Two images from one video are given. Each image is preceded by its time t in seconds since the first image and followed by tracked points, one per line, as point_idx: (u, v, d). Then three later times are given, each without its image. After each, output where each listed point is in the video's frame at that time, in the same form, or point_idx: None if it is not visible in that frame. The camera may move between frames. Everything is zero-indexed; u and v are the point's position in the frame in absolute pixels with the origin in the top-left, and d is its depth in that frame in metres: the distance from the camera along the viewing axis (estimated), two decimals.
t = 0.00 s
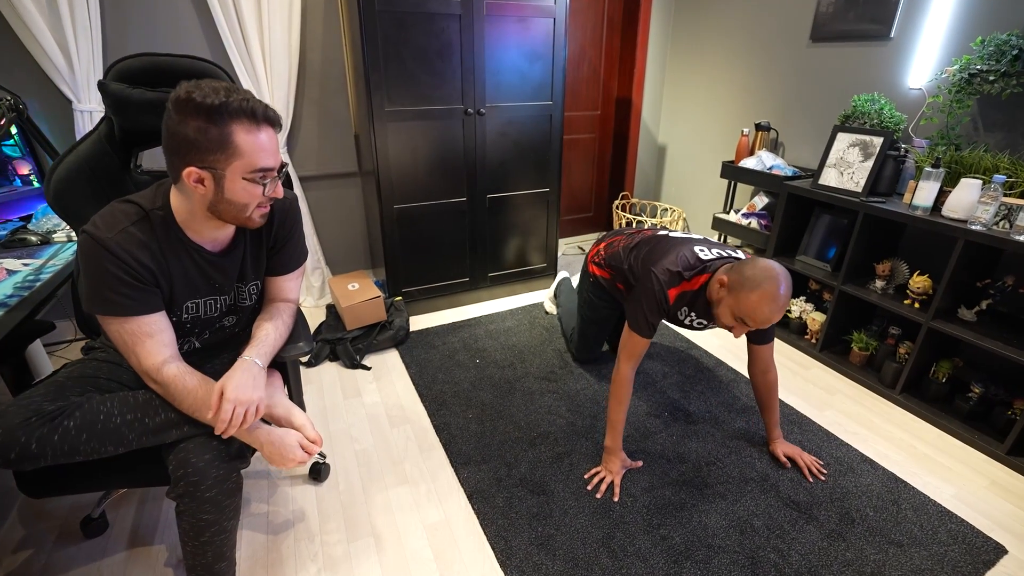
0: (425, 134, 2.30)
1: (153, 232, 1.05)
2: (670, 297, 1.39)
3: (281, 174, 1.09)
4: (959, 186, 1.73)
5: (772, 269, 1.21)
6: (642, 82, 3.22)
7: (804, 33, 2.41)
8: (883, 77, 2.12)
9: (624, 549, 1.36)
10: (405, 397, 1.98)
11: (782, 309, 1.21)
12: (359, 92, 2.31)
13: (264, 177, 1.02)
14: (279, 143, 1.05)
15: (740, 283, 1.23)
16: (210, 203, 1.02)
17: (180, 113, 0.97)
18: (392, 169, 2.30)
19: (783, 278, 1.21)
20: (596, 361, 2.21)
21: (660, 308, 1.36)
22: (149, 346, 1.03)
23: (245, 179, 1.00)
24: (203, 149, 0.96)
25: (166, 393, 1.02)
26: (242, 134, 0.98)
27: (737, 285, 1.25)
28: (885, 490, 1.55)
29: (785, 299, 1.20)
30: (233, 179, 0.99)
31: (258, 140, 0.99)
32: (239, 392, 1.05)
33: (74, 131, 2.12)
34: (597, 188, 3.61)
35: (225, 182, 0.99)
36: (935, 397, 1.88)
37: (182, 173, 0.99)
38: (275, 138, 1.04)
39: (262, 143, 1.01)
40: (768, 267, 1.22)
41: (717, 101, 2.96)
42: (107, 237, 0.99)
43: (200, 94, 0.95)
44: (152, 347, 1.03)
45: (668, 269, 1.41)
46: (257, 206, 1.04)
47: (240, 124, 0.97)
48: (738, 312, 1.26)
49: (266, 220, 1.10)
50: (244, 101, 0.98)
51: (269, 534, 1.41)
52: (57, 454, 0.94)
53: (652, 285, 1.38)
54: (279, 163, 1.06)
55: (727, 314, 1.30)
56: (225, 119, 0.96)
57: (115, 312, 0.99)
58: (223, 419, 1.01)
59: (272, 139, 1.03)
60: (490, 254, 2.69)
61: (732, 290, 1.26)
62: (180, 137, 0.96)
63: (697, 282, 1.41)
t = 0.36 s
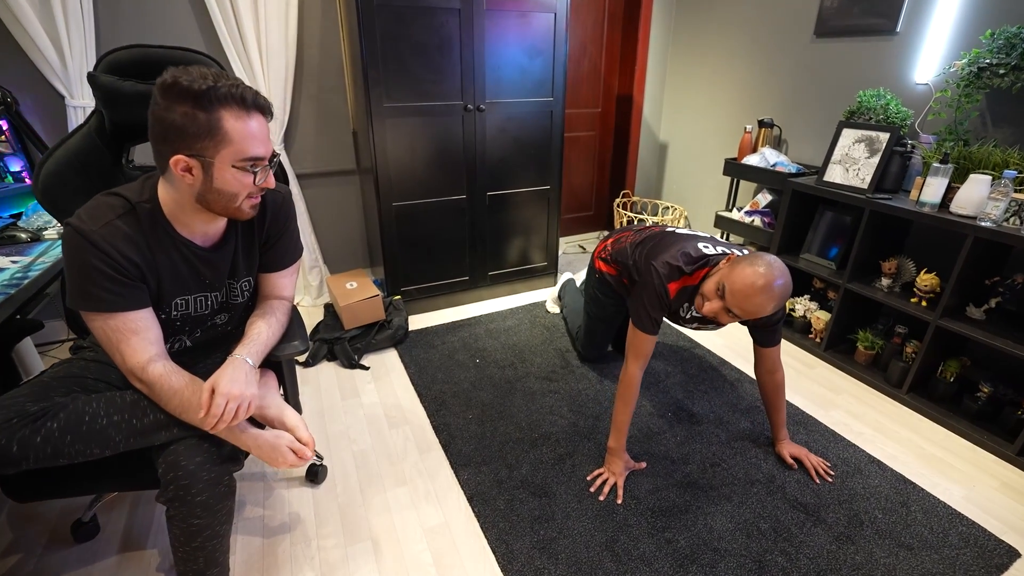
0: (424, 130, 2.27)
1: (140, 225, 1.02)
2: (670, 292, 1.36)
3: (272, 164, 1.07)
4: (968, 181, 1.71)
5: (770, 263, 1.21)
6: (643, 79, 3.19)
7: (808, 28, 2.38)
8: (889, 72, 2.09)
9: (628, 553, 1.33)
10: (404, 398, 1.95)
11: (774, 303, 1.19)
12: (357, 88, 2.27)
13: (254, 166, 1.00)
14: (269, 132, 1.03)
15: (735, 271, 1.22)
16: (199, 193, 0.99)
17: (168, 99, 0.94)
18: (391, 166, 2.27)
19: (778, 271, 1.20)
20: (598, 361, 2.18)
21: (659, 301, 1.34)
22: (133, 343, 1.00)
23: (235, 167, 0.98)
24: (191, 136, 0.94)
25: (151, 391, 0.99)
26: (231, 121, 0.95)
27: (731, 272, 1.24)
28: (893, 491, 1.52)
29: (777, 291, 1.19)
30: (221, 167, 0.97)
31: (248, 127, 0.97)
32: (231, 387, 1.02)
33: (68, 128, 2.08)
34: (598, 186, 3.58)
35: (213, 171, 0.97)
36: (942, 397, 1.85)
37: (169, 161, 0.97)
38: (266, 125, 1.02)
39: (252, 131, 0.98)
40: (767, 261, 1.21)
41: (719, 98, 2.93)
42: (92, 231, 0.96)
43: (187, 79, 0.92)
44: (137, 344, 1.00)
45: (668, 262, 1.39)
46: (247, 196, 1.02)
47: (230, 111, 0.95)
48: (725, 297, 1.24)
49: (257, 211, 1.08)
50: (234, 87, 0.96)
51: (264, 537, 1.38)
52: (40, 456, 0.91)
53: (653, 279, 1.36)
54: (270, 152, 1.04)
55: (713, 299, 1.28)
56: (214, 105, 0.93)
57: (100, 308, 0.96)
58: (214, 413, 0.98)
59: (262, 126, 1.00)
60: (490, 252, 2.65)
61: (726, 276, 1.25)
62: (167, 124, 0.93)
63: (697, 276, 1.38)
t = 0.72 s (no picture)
0: (423, 125, 2.24)
1: (127, 217, 0.98)
2: (663, 282, 1.34)
3: (266, 152, 1.03)
4: (976, 175, 1.68)
5: (765, 254, 1.17)
6: (643, 74, 3.16)
7: (812, 22, 2.35)
8: (895, 65, 2.06)
9: (633, 554, 1.30)
10: (403, 396, 1.92)
11: (768, 296, 1.16)
12: (355, 82, 2.24)
13: (246, 154, 0.97)
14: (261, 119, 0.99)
15: (728, 262, 1.19)
16: (189, 183, 0.96)
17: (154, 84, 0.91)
18: (389, 162, 2.24)
19: (773, 263, 1.16)
20: (599, 359, 2.14)
21: (654, 292, 1.31)
22: (122, 338, 0.96)
23: (226, 156, 0.94)
24: (180, 123, 0.90)
25: (142, 387, 0.96)
26: (222, 107, 0.92)
27: (725, 262, 1.21)
28: (903, 491, 1.49)
29: (769, 283, 1.15)
30: (212, 155, 0.93)
31: (239, 114, 0.94)
32: (220, 384, 0.98)
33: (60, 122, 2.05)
34: (598, 184, 3.55)
35: (203, 159, 0.93)
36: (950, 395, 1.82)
37: (157, 150, 0.93)
38: (258, 112, 0.98)
39: (243, 117, 0.95)
40: (762, 253, 1.18)
41: (721, 94, 2.91)
42: (76, 222, 0.93)
43: (174, 62, 0.89)
44: (127, 340, 0.96)
45: (661, 253, 1.37)
46: (240, 185, 0.98)
47: (220, 97, 0.91)
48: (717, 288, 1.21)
49: (251, 202, 1.04)
50: (223, 72, 0.92)
51: (259, 539, 1.34)
52: (22, 456, 0.87)
53: (646, 271, 1.34)
54: (263, 139, 1.00)
55: (706, 291, 1.25)
56: (203, 90, 0.90)
57: (85, 302, 0.92)
58: (201, 412, 0.94)
59: (255, 114, 0.97)
60: (490, 249, 2.62)
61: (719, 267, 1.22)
62: (154, 109, 0.90)
63: (690, 268, 1.36)
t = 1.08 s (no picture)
0: (421, 120, 2.20)
1: (113, 206, 0.94)
2: (671, 280, 1.30)
3: (258, 141, 1.00)
4: (986, 168, 1.64)
5: (778, 251, 1.14)
6: (644, 70, 3.13)
7: (815, 15, 2.32)
8: (901, 58, 2.03)
9: (636, 557, 1.26)
10: (401, 395, 1.88)
11: (783, 293, 1.13)
12: (352, 76, 2.20)
13: (237, 142, 0.93)
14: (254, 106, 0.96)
15: (740, 261, 1.15)
16: (177, 171, 0.92)
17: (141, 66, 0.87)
18: (387, 157, 2.20)
19: (786, 259, 1.13)
20: (600, 357, 2.11)
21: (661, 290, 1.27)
22: (110, 333, 0.92)
23: (216, 143, 0.91)
24: (167, 107, 0.87)
25: (131, 384, 0.92)
26: (212, 92, 0.88)
27: (737, 260, 1.17)
28: (913, 491, 1.46)
29: (784, 280, 1.12)
30: (202, 142, 0.90)
31: (230, 101, 0.90)
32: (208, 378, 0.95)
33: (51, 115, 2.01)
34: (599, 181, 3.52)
35: (192, 146, 0.90)
36: (958, 393, 1.79)
37: (143, 135, 0.89)
38: (250, 99, 0.95)
39: (235, 104, 0.91)
40: (774, 249, 1.14)
41: (723, 89, 2.87)
42: (59, 212, 0.89)
43: (162, 44, 0.85)
44: (115, 334, 0.93)
45: (668, 250, 1.33)
46: (231, 174, 0.95)
47: (210, 81, 0.88)
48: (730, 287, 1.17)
49: (243, 193, 1.01)
50: (213, 56, 0.89)
51: (252, 541, 1.31)
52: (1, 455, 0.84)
53: (654, 268, 1.29)
54: (256, 127, 0.97)
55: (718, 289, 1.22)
56: (192, 74, 0.86)
57: (69, 295, 0.89)
58: (190, 409, 0.91)
59: (247, 101, 0.93)
60: (489, 246, 2.58)
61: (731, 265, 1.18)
62: (141, 93, 0.86)
63: (697, 264, 1.32)
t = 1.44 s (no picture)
0: (419, 114, 2.16)
1: (97, 196, 0.91)
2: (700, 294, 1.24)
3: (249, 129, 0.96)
4: (995, 162, 1.61)
5: (817, 263, 1.09)
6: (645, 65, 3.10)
7: (819, 7, 2.28)
8: (908, 50, 1.99)
9: (640, 559, 1.23)
10: (399, 394, 1.84)
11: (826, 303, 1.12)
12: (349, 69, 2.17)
13: (228, 129, 0.90)
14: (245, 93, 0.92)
15: (783, 283, 1.11)
16: (164, 159, 0.89)
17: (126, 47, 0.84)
18: (385, 152, 2.16)
19: (825, 268, 1.09)
20: (601, 355, 2.08)
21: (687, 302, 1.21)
22: (93, 326, 0.89)
23: (205, 129, 0.87)
24: (153, 90, 0.83)
25: (117, 380, 0.89)
26: (200, 75, 0.85)
27: (779, 277, 1.12)
28: (923, 490, 1.43)
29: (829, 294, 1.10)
30: (190, 128, 0.86)
31: (220, 85, 0.86)
32: (198, 376, 0.91)
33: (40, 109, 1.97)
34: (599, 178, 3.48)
35: (180, 132, 0.86)
36: (967, 390, 1.76)
37: (128, 120, 0.86)
38: (241, 84, 0.91)
39: (225, 89, 0.88)
40: (807, 256, 1.10)
41: (725, 84, 2.84)
42: (41, 201, 0.85)
43: (147, 24, 0.81)
44: (99, 329, 0.89)
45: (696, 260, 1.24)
46: (220, 163, 0.91)
47: (198, 65, 0.84)
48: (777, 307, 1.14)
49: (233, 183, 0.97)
50: (201, 38, 0.85)
51: (245, 544, 1.27)
52: None
53: (684, 281, 1.21)
54: (247, 115, 0.93)
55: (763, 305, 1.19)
56: (180, 57, 0.83)
57: (51, 289, 0.85)
58: (179, 408, 0.87)
59: (238, 86, 0.90)
60: (489, 243, 2.55)
61: (772, 282, 1.13)
62: (125, 75, 0.83)
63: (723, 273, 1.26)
